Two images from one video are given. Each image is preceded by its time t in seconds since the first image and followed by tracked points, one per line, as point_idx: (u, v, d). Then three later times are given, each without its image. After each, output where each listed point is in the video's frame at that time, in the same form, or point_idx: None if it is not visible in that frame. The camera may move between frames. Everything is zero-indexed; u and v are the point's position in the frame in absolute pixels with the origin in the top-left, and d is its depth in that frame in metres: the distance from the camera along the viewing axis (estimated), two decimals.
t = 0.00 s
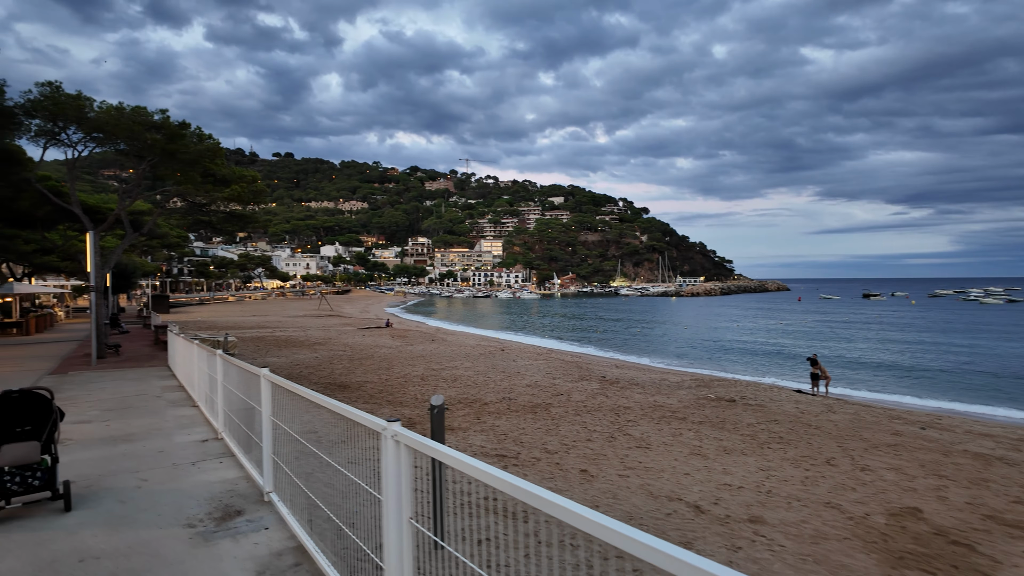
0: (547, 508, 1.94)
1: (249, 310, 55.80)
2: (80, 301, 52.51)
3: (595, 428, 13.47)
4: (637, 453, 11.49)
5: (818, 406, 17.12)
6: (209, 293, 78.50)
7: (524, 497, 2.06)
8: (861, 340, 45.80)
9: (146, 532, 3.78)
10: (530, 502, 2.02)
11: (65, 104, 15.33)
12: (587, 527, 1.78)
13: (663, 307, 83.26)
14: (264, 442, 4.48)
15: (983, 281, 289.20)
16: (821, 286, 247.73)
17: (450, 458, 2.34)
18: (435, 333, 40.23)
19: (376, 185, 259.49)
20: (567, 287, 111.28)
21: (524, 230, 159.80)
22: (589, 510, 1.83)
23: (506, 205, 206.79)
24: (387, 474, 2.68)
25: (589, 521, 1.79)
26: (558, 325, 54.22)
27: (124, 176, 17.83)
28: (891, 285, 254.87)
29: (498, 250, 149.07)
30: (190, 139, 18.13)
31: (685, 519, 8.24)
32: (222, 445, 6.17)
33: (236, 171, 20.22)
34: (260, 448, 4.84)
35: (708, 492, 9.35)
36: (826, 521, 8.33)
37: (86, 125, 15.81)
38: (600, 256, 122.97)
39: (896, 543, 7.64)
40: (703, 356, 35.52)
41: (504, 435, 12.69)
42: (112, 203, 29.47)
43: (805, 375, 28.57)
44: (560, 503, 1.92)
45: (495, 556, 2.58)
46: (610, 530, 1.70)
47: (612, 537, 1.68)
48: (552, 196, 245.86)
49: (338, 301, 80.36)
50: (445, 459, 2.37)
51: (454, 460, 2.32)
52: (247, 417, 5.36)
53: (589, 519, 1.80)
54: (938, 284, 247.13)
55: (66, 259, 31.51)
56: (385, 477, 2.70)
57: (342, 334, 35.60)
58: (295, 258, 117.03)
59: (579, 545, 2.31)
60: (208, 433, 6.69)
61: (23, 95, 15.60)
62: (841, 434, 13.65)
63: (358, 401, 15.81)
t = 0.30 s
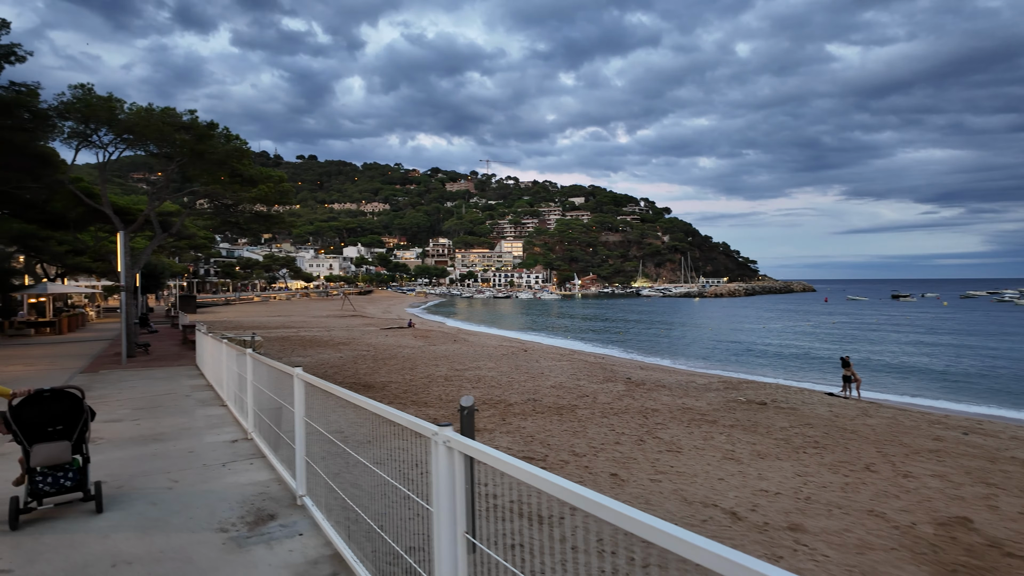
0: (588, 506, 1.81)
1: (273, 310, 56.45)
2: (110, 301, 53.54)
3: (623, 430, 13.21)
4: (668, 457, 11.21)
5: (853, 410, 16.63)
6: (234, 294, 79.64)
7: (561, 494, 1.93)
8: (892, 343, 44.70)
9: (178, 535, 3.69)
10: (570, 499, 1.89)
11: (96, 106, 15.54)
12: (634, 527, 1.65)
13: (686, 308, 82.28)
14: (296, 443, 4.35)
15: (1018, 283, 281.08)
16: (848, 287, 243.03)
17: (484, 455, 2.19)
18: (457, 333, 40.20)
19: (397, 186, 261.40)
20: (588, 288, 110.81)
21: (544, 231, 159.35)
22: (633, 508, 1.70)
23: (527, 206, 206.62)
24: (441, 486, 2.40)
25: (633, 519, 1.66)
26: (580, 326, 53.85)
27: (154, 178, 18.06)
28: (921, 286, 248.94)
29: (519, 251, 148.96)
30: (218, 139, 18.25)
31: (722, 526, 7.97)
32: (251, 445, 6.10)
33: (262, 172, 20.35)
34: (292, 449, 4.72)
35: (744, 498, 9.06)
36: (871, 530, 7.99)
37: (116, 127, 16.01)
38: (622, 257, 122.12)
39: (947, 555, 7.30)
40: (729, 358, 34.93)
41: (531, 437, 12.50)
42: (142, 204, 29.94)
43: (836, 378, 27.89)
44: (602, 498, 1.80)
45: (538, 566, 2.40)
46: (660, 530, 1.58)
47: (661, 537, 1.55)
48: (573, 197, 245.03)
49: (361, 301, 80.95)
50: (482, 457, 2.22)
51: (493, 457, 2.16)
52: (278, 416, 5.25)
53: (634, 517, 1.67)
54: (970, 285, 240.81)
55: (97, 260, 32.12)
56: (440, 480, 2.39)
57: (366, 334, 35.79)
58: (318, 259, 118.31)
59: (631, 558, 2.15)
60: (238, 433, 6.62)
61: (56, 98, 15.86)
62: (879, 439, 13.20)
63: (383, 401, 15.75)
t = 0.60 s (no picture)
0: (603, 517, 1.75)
1: (286, 310, 56.69)
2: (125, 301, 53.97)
3: (641, 434, 12.97)
4: (689, 462, 10.98)
5: (876, 414, 16.26)
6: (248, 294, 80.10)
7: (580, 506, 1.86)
8: (911, 345, 43.95)
9: (198, 549, 3.55)
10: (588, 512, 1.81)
11: (113, 107, 15.57)
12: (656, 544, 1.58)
13: (699, 309, 81.59)
14: (318, 452, 4.23)
15: None
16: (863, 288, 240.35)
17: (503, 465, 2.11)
18: (469, 334, 40.03)
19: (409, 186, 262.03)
20: (599, 288, 110.30)
21: (556, 231, 158.76)
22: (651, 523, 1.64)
23: (538, 206, 206.29)
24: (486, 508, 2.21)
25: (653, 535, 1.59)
26: (592, 327, 53.55)
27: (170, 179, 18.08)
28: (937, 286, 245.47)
29: (530, 251, 148.67)
30: (233, 140, 18.22)
31: (749, 535, 7.74)
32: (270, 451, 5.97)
33: (277, 172, 20.31)
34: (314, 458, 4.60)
35: (770, 506, 8.81)
36: (904, 540, 7.73)
37: (133, 128, 16.02)
38: (633, 257, 121.47)
39: (986, 568, 7.03)
40: (744, 360, 34.48)
41: (548, 440, 12.31)
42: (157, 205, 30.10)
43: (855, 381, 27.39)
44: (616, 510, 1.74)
45: None
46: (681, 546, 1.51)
47: (679, 553, 1.49)
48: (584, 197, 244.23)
49: (373, 301, 81.12)
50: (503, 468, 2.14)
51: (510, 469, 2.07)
52: (299, 423, 5.11)
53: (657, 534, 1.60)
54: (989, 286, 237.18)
55: (113, 260, 32.34)
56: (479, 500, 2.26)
57: (378, 335, 35.71)
58: (330, 259, 118.73)
59: None
60: (255, 439, 6.50)
61: (74, 99, 15.91)
62: (905, 444, 12.88)
63: (397, 403, 15.63)
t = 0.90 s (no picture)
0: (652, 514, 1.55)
1: (299, 309, 56.88)
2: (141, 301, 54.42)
3: (661, 434, 12.70)
4: (712, 463, 10.72)
5: (901, 415, 15.86)
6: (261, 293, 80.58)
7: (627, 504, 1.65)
8: (931, 346, 43.17)
9: (215, 553, 3.39)
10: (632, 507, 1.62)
11: (128, 105, 15.57)
12: (722, 545, 1.36)
13: (713, 309, 80.87)
14: (340, 451, 4.05)
15: None
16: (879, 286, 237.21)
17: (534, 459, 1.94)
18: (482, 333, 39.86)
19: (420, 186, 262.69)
20: (611, 288, 109.77)
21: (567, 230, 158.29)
22: (716, 521, 1.42)
23: (550, 205, 205.58)
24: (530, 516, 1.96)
25: (720, 538, 1.37)
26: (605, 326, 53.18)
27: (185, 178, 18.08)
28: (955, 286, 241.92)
29: (542, 251, 148.36)
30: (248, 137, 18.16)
31: (779, 539, 7.48)
32: (288, 450, 5.83)
33: (292, 169, 20.23)
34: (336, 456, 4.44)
35: (799, 508, 8.52)
36: (942, 545, 7.44)
37: (148, 126, 16.00)
38: (646, 256, 120.75)
39: None
40: (761, 360, 34.01)
41: (566, 439, 12.09)
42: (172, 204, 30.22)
43: (875, 381, 26.88)
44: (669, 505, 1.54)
45: None
46: (750, 544, 1.30)
47: (767, 564, 1.24)
48: (596, 196, 243.33)
49: (385, 301, 81.24)
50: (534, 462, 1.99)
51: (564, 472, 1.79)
52: (318, 421, 4.94)
53: (719, 534, 1.39)
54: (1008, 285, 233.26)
55: (129, 259, 32.58)
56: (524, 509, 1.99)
57: (391, 334, 35.66)
58: (343, 259, 119.22)
59: None
60: (273, 437, 6.35)
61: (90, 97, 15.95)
62: (934, 445, 12.51)
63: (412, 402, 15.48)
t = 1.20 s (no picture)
0: (697, 533, 1.31)
1: (316, 308, 57.16)
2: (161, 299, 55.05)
3: (685, 438, 12.38)
4: (740, 468, 10.39)
5: (934, 418, 15.33)
6: (278, 292, 81.17)
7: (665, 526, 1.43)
8: (958, 347, 42.11)
9: (236, 571, 3.19)
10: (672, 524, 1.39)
11: (148, 104, 15.59)
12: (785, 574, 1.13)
13: (731, 308, 79.96)
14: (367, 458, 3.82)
15: None
16: (900, 285, 233.13)
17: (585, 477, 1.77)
18: (498, 333, 39.66)
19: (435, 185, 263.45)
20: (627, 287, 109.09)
21: (583, 229, 157.62)
22: None
23: (565, 204, 204.84)
24: (600, 554, 1.63)
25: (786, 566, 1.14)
26: (622, 326, 52.68)
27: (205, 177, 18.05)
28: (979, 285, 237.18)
29: (557, 250, 147.92)
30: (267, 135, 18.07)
31: (816, 551, 7.15)
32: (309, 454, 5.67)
33: (310, 168, 20.14)
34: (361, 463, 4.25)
35: (835, 517, 8.18)
36: (990, 558, 7.07)
37: (167, 125, 16.00)
38: (662, 255, 119.79)
39: None
40: (782, 361, 33.41)
41: (588, 442, 11.82)
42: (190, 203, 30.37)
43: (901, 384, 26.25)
44: (717, 523, 1.31)
45: None
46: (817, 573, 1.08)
47: None
48: (611, 195, 242.14)
49: (400, 300, 81.41)
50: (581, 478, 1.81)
51: (652, 509, 1.42)
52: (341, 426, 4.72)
53: (777, 558, 1.17)
54: None
55: (149, 258, 32.86)
56: (595, 546, 1.65)
57: (408, 333, 35.58)
58: (359, 259, 119.95)
59: None
60: (294, 441, 6.17)
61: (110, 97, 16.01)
62: (971, 451, 12.05)
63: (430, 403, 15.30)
